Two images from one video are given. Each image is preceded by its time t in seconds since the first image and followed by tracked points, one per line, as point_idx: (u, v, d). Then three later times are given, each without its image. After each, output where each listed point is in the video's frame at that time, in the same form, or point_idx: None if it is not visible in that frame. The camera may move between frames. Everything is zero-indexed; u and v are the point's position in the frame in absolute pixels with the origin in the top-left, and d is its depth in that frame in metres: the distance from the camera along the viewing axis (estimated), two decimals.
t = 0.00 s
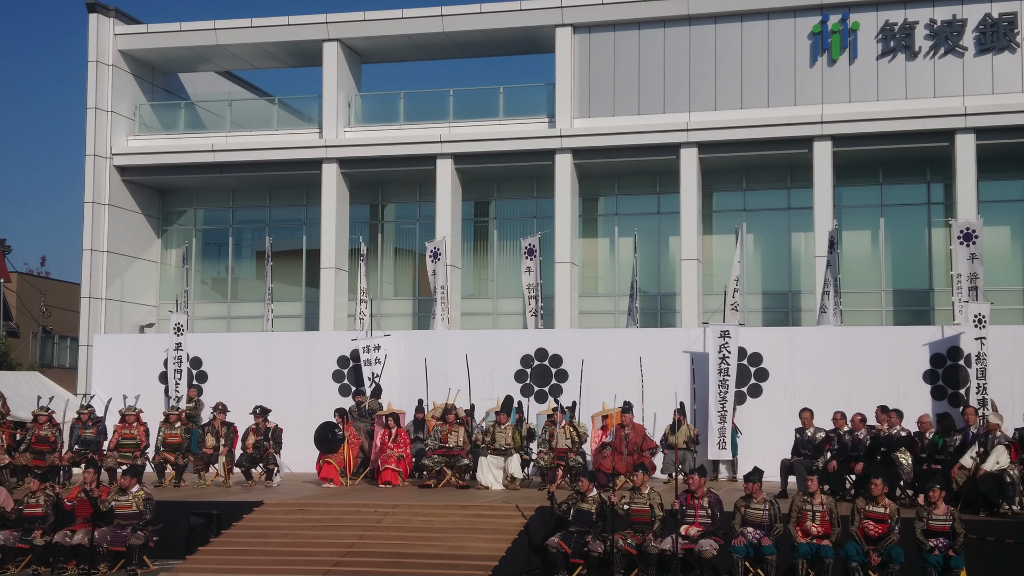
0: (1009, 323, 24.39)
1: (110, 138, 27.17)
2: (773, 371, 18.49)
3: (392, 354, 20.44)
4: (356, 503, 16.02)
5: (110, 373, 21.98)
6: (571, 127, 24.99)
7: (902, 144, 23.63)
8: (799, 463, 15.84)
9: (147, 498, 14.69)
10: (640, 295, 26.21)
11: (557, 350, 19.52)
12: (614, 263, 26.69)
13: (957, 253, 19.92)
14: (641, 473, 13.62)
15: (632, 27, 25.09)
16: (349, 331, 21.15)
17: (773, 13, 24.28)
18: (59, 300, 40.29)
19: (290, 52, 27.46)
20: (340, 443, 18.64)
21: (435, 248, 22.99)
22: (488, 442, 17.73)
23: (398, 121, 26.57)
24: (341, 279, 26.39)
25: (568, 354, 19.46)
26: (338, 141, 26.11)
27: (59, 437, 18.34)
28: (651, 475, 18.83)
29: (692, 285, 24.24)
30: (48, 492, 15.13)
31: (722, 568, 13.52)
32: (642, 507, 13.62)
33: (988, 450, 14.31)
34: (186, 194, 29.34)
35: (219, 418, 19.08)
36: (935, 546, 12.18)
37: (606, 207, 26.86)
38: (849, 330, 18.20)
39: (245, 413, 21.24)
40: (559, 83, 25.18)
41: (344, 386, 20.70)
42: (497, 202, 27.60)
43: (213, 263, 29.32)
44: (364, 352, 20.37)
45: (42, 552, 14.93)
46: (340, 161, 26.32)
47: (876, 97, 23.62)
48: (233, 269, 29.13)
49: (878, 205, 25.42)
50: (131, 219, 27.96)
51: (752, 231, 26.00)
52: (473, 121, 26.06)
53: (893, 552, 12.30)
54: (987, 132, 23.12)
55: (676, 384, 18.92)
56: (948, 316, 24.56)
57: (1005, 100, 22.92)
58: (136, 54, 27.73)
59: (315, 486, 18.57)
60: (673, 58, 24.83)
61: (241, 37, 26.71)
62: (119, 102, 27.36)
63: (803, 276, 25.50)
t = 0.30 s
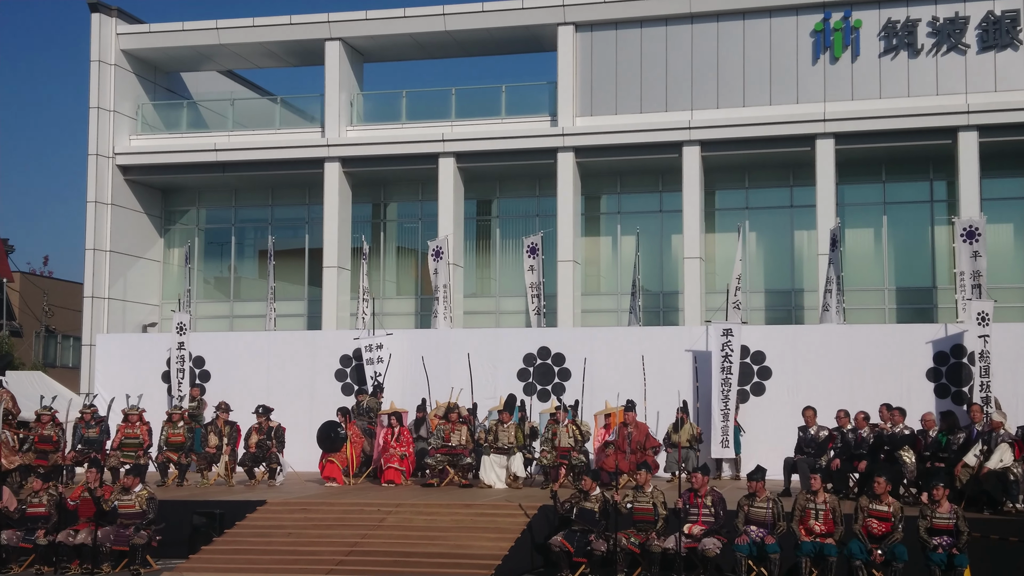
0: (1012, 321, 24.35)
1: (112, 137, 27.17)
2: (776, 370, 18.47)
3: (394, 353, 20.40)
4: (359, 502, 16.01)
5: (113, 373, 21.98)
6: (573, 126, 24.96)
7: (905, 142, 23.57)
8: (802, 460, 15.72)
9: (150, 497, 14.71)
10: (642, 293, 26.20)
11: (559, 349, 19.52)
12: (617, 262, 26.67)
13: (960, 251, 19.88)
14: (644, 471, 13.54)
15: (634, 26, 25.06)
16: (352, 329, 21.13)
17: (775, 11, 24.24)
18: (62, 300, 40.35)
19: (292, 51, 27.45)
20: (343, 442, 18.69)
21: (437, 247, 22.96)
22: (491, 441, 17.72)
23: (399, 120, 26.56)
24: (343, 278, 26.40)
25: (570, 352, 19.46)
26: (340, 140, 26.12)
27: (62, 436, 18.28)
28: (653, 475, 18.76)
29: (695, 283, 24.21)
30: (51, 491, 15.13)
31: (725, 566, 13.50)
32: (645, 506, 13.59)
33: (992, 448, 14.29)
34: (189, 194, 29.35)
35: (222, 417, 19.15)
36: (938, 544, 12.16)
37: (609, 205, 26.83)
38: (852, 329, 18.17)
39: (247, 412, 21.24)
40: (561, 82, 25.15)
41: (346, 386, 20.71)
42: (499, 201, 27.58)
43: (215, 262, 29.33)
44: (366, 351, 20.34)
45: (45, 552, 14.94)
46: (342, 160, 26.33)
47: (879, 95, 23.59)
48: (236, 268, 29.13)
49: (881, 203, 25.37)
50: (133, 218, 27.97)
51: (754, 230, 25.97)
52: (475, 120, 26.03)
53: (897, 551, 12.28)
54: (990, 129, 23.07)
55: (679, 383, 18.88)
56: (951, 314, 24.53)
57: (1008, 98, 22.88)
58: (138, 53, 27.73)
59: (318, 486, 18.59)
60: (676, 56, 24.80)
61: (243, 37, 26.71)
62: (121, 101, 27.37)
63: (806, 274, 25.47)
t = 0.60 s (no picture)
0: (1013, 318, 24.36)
1: (113, 136, 27.17)
2: (777, 367, 18.47)
3: (395, 351, 20.47)
4: (361, 501, 16.02)
5: (114, 371, 22.00)
6: (573, 124, 24.96)
7: (906, 140, 23.56)
8: (803, 458, 15.72)
9: (152, 496, 14.76)
10: (643, 291, 26.22)
11: (560, 347, 19.54)
12: (617, 260, 26.67)
13: (961, 248, 19.88)
14: (645, 470, 13.56)
15: (634, 23, 25.05)
16: (352, 327, 21.20)
17: (776, 8, 24.24)
18: (63, 298, 40.36)
19: (293, 49, 27.45)
20: (344, 440, 18.77)
21: (438, 245, 22.95)
22: (492, 438, 17.72)
23: (400, 118, 26.57)
24: (344, 276, 26.41)
25: (571, 350, 19.47)
26: (341, 139, 26.11)
27: (63, 435, 18.28)
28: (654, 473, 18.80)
29: (696, 281, 24.23)
30: (53, 490, 15.20)
31: (726, 563, 13.72)
32: (646, 504, 13.61)
33: (993, 445, 14.35)
34: (189, 192, 29.36)
35: (223, 415, 19.24)
36: (939, 542, 12.16)
37: (609, 203, 26.84)
38: (853, 326, 18.18)
39: (248, 411, 21.26)
40: (561, 80, 25.15)
41: (347, 384, 20.72)
42: (500, 199, 27.58)
43: (216, 261, 29.35)
44: (366, 350, 20.41)
45: (47, 550, 14.96)
46: (342, 158, 26.33)
47: (879, 92, 23.58)
48: (237, 267, 29.14)
49: (881, 200, 25.37)
50: (134, 217, 27.97)
51: (755, 227, 25.97)
52: (476, 118, 26.04)
53: (897, 548, 12.29)
54: (991, 127, 23.05)
55: (680, 381, 18.88)
56: (952, 311, 24.52)
57: (1008, 95, 22.87)
58: (139, 52, 27.72)
59: (319, 484, 18.60)
60: (676, 54, 24.80)
61: (243, 35, 26.70)
62: (121, 100, 27.37)
63: (807, 271, 25.47)
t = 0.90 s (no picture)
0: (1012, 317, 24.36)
1: (111, 136, 27.15)
2: (777, 366, 18.48)
3: (394, 350, 20.47)
4: (360, 500, 16.03)
5: (114, 371, 21.98)
6: (572, 123, 24.96)
7: (905, 138, 23.57)
8: (803, 457, 15.74)
9: (151, 496, 14.76)
10: (643, 290, 26.21)
11: (560, 347, 19.54)
12: (617, 259, 26.66)
13: (960, 247, 19.89)
14: (644, 469, 13.61)
15: (634, 22, 25.05)
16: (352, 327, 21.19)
17: (775, 7, 24.24)
18: (62, 298, 40.33)
19: (292, 49, 27.43)
20: (344, 440, 18.82)
21: (438, 245, 22.95)
22: (491, 438, 17.72)
23: (399, 117, 26.55)
24: (344, 276, 26.39)
25: (571, 350, 19.47)
26: (340, 138, 26.09)
27: (62, 435, 18.23)
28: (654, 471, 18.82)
29: (695, 280, 24.24)
30: (52, 490, 15.20)
31: (725, 562, 13.76)
32: (646, 503, 13.64)
33: (992, 443, 14.35)
34: (188, 192, 29.34)
35: (223, 415, 19.22)
36: (939, 540, 12.18)
37: (609, 202, 26.84)
38: (852, 325, 18.18)
39: (247, 410, 21.24)
40: (560, 79, 25.15)
41: (347, 383, 20.74)
42: (500, 198, 27.58)
43: (216, 261, 29.34)
44: (366, 349, 20.35)
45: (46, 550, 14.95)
46: (341, 158, 26.32)
47: (879, 91, 23.58)
48: (236, 266, 29.15)
49: (880, 199, 25.37)
50: (133, 216, 27.96)
51: (754, 226, 25.97)
52: (475, 117, 26.04)
53: (897, 546, 12.31)
54: (990, 125, 23.06)
55: (679, 379, 18.89)
56: (951, 310, 24.52)
57: (1007, 93, 22.88)
58: (137, 51, 27.71)
59: (318, 484, 18.59)
60: (675, 53, 24.79)
61: (242, 34, 26.68)
62: (120, 99, 27.35)
63: (806, 270, 25.48)
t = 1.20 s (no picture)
0: (1009, 313, 24.41)
1: (108, 133, 27.12)
2: (774, 363, 18.50)
3: (392, 347, 20.45)
4: (359, 498, 16.05)
5: (111, 369, 21.97)
6: (570, 120, 24.97)
7: (902, 135, 23.59)
8: (800, 454, 15.81)
9: (148, 494, 14.78)
10: (640, 287, 26.22)
11: (558, 344, 19.56)
12: (614, 256, 26.67)
13: (956, 244, 19.92)
14: (642, 465, 13.67)
15: (631, 20, 25.06)
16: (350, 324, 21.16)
17: (772, 5, 24.24)
18: (58, 296, 40.27)
19: (289, 46, 27.40)
20: (341, 438, 18.66)
21: (435, 242, 22.96)
22: (490, 435, 17.76)
23: (396, 115, 26.53)
24: (341, 273, 26.37)
25: (569, 347, 19.49)
26: (337, 135, 26.06)
27: (59, 433, 18.21)
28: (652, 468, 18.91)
29: (692, 277, 24.25)
30: (49, 488, 15.23)
31: (723, 558, 13.80)
32: (643, 499, 13.67)
33: (989, 439, 14.39)
34: (185, 189, 29.29)
35: (219, 413, 19.09)
36: (935, 536, 12.22)
37: (606, 200, 26.84)
38: (850, 322, 18.21)
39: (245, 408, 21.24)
40: (558, 76, 25.16)
41: (344, 381, 20.71)
42: (497, 196, 27.58)
43: (213, 258, 29.31)
44: (365, 346, 20.33)
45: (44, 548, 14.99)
46: (338, 155, 26.28)
47: (876, 88, 23.60)
48: (233, 264, 29.12)
49: (877, 195, 25.41)
50: (130, 214, 27.94)
51: (752, 223, 25.99)
52: (472, 114, 26.06)
53: (894, 543, 12.34)
54: (986, 122, 23.08)
55: (676, 376, 18.91)
56: (948, 306, 24.55)
57: (1004, 90, 22.91)
58: (134, 49, 27.67)
59: (316, 481, 18.56)
60: (672, 50, 24.79)
61: (239, 32, 26.64)
62: (117, 97, 27.32)
63: (803, 267, 25.50)
